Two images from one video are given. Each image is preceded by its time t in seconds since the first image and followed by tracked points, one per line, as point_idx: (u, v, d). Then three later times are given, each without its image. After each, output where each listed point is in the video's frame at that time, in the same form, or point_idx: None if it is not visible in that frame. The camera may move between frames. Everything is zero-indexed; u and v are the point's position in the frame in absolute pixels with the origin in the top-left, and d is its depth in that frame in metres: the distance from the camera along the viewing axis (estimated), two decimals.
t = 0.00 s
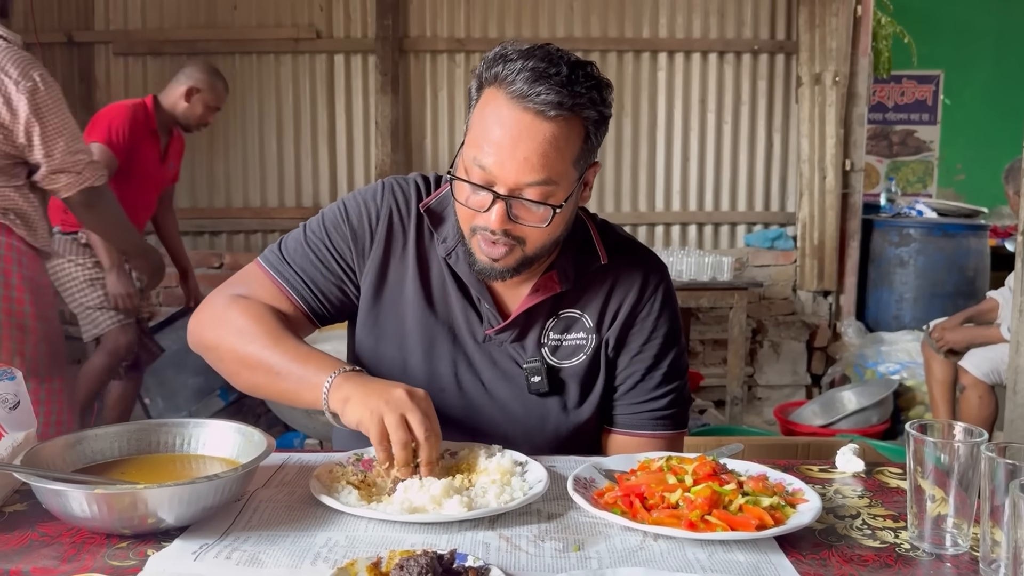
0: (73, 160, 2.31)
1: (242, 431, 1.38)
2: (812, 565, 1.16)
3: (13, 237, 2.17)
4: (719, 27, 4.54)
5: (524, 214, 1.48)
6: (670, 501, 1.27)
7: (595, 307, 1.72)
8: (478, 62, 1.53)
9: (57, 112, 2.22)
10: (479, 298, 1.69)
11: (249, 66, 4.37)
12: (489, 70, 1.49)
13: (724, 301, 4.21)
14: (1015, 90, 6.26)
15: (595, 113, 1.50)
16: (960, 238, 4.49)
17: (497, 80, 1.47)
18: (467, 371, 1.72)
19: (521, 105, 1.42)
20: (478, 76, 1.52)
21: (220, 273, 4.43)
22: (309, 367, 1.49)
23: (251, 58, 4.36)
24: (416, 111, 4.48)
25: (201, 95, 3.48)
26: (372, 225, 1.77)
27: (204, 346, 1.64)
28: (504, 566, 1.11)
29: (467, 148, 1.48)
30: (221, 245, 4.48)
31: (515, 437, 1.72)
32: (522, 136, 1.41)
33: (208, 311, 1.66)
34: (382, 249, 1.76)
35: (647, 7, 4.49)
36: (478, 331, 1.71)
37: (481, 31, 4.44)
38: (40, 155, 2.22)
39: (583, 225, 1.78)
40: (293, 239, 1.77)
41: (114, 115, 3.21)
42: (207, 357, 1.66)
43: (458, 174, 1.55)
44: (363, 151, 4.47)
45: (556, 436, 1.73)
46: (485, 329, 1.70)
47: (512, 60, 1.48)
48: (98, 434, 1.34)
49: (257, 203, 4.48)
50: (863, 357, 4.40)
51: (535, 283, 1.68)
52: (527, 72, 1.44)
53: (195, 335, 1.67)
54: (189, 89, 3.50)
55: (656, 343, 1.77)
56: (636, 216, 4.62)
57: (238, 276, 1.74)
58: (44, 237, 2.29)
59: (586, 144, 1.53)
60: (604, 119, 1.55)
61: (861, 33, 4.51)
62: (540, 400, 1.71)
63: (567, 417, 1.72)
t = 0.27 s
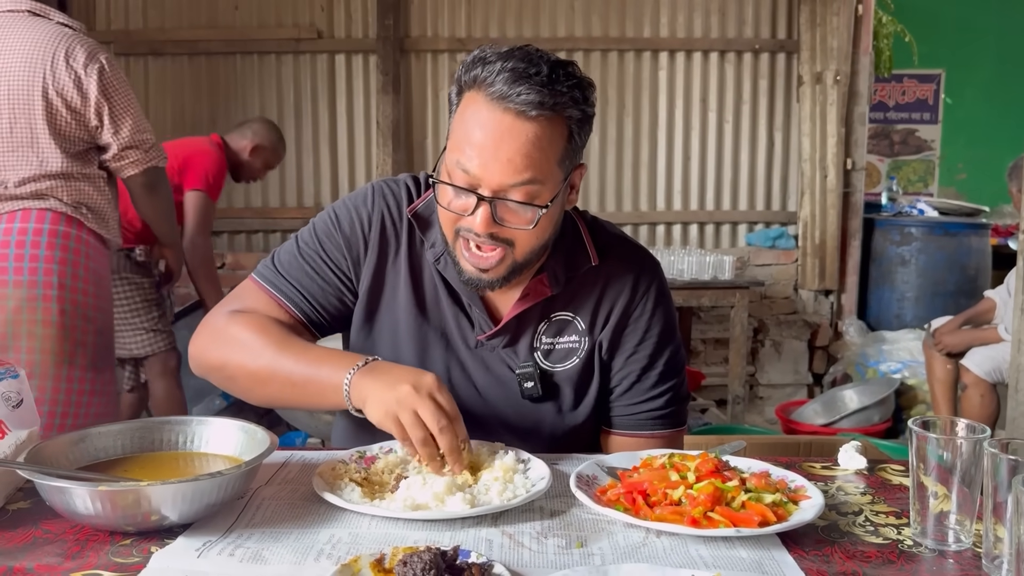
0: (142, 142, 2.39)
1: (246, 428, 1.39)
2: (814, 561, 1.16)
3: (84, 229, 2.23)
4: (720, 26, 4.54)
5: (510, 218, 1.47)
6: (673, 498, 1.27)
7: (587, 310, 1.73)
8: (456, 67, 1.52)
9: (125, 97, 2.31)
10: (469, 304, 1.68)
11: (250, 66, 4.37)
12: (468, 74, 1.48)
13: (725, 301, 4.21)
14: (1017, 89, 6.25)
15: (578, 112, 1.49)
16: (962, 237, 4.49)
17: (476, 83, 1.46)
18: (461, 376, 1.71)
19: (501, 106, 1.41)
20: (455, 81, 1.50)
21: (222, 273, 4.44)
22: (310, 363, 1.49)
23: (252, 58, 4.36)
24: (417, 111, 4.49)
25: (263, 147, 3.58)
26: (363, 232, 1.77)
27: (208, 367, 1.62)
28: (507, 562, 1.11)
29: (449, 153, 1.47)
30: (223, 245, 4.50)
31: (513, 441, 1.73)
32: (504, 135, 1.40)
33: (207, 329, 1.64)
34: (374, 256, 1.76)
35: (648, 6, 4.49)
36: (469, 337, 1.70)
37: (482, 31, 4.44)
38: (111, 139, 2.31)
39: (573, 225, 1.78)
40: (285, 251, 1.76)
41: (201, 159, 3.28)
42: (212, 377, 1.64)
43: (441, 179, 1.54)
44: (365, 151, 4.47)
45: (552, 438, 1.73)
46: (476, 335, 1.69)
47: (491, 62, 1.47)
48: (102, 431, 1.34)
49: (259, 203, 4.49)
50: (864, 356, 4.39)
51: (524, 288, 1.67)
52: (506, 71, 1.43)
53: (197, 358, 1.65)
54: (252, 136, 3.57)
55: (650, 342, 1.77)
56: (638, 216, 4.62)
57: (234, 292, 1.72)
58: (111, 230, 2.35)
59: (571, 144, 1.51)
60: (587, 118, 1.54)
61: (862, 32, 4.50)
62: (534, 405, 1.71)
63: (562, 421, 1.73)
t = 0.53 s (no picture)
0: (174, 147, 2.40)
1: (247, 428, 1.39)
2: (815, 560, 1.16)
3: (121, 235, 2.32)
4: (721, 26, 4.54)
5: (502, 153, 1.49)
6: (674, 497, 1.27)
7: (582, 311, 1.72)
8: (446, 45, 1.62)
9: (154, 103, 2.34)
10: (464, 305, 1.69)
11: (251, 67, 4.38)
12: (460, 44, 1.58)
13: (726, 300, 4.21)
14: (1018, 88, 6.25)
15: (566, 65, 1.58)
16: (963, 236, 4.49)
17: (468, 47, 1.56)
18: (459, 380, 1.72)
19: (489, 51, 1.53)
20: (447, 53, 1.60)
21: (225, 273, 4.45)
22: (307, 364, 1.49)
23: (253, 59, 4.37)
24: (419, 112, 4.49)
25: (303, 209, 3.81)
26: (352, 241, 1.77)
27: (208, 394, 1.63)
28: (507, 562, 1.11)
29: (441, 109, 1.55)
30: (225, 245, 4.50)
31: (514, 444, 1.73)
32: (495, 74, 1.50)
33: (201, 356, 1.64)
34: (365, 264, 1.75)
35: (649, 6, 4.49)
36: (464, 340, 1.70)
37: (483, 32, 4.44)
38: (141, 146, 2.34)
39: (564, 222, 1.78)
40: (273, 271, 1.75)
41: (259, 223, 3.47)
42: (213, 403, 1.64)
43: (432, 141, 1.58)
44: (366, 152, 4.48)
45: (552, 441, 1.74)
46: (471, 337, 1.69)
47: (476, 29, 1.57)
48: (104, 432, 1.35)
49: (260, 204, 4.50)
50: (865, 356, 4.38)
51: (520, 286, 1.68)
52: (492, 25, 1.55)
53: (197, 387, 1.64)
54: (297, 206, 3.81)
55: (647, 342, 1.77)
56: (639, 216, 4.62)
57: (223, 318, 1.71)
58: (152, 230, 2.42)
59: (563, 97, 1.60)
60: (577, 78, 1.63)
61: (863, 31, 4.48)
62: (531, 410, 1.71)
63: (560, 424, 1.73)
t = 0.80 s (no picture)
0: (189, 138, 2.40)
1: (250, 429, 1.39)
2: (819, 560, 1.16)
3: (158, 228, 2.44)
4: (722, 26, 4.54)
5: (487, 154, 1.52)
6: (677, 498, 1.27)
7: (584, 310, 1.72)
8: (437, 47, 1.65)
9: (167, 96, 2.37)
10: (465, 303, 1.69)
11: (253, 68, 4.38)
12: (448, 47, 1.61)
13: (729, 300, 4.21)
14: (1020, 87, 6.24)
15: (552, 61, 1.61)
16: (965, 236, 4.50)
17: (455, 48, 1.59)
18: (459, 379, 1.71)
19: (474, 49, 1.56)
20: (438, 54, 1.64)
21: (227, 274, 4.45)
22: (314, 367, 1.50)
23: (255, 60, 4.37)
24: (421, 113, 4.50)
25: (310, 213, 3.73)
26: (355, 240, 1.77)
27: (205, 383, 1.64)
28: (512, 562, 1.11)
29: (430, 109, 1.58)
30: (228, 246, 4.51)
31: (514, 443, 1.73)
32: (478, 72, 1.52)
33: (202, 345, 1.66)
34: (369, 263, 1.76)
35: (650, 6, 4.49)
36: (466, 338, 1.71)
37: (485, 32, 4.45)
38: (155, 138, 2.38)
39: (567, 222, 1.78)
40: (275, 264, 1.75)
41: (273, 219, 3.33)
42: (210, 394, 1.66)
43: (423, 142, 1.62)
44: (368, 152, 4.48)
45: (552, 440, 1.74)
46: (472, 336, 1.70)
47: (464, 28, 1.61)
48: (108, 433, 1.35)
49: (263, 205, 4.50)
50: (868, 356, 4.39)
51: (521, 284, 1.68)
52: (477, 23, 1.59)
53: (192, 375, 1.66)
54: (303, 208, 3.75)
55: (650, 343, 1.77)
56: (640, 216, 4.62)
57: (224, 309, 1.71)
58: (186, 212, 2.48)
59: (549, 94, 1.62)
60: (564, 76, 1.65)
61: (865, 31, 4.49)
62: (532, 408, 1.71)
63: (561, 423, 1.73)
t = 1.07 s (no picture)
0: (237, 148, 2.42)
1: (255, 430, 1.39)
2: (825, 561, 1.15)
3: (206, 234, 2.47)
4: (725, 26, 4.53)
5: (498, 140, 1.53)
6: (683, 498, 1.27)
7: (589, 305, 1.72)
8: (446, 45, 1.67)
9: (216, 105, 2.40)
10: (472, 298, 1.70)
11: (256, 69, 4.38)
12: (457, 45, 1.63)
13: (732, 300, 4.20)
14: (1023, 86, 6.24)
15: (560, 50, 1.61)
16: (969, 236, 4.50)
17: (463, 44, 1.61)
18: (464, 374, 1.71)
19: (481, 41, 1.58)
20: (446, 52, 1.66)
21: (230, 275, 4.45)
22: (329, 370, 1.51)
23: (258, 61, 4.37)
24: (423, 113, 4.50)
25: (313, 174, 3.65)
26: (364, 235, 1.77)
27: (212, 377, 1.65)
28: (517, 563, 1.11)
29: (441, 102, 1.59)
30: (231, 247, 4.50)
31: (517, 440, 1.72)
32: (487, 61, 1.54)
33: (209, 339, 1.66)
34: (377, 258, 1.76)
35: (653, 7, 4.48)
36: (473, 332, 1.71)
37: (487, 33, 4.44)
38: (201, 146, 2.41)
39: (573, 219, 1.78)
40: (285, 257, 1.75)
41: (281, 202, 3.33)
42: (216, 388, 1.66)
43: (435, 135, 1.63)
44: (371, 152, 4.47)
45: (556, 436, 1.73)
46: (479, 329, 1.70)
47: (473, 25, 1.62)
48: (113, 434, 1.35)
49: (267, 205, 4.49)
50: (872, 356, 4.39)
51: (527, 277, 1.69)
52: (483, 18, 1.60)
53: (199, 369, 1.67)
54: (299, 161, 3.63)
55: (655, 341, 1.77)
56: (643, 216, 4.61)
57: (234, 302, 1.72)
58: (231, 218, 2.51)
59: (556, 81, 1.62)
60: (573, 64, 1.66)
61: (867, 31, 4.49)
62: (537, 402, 1.71)
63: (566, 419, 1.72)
